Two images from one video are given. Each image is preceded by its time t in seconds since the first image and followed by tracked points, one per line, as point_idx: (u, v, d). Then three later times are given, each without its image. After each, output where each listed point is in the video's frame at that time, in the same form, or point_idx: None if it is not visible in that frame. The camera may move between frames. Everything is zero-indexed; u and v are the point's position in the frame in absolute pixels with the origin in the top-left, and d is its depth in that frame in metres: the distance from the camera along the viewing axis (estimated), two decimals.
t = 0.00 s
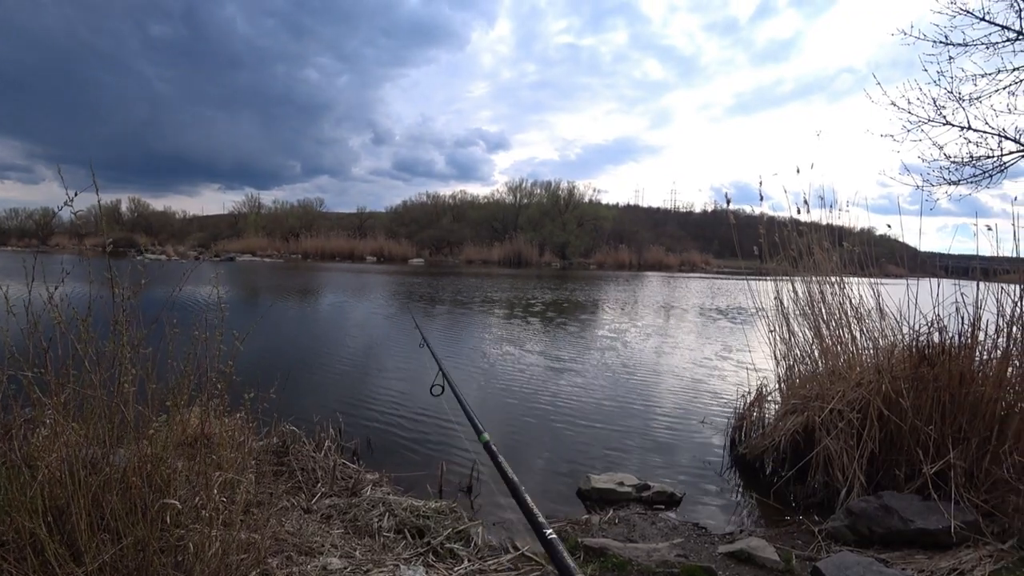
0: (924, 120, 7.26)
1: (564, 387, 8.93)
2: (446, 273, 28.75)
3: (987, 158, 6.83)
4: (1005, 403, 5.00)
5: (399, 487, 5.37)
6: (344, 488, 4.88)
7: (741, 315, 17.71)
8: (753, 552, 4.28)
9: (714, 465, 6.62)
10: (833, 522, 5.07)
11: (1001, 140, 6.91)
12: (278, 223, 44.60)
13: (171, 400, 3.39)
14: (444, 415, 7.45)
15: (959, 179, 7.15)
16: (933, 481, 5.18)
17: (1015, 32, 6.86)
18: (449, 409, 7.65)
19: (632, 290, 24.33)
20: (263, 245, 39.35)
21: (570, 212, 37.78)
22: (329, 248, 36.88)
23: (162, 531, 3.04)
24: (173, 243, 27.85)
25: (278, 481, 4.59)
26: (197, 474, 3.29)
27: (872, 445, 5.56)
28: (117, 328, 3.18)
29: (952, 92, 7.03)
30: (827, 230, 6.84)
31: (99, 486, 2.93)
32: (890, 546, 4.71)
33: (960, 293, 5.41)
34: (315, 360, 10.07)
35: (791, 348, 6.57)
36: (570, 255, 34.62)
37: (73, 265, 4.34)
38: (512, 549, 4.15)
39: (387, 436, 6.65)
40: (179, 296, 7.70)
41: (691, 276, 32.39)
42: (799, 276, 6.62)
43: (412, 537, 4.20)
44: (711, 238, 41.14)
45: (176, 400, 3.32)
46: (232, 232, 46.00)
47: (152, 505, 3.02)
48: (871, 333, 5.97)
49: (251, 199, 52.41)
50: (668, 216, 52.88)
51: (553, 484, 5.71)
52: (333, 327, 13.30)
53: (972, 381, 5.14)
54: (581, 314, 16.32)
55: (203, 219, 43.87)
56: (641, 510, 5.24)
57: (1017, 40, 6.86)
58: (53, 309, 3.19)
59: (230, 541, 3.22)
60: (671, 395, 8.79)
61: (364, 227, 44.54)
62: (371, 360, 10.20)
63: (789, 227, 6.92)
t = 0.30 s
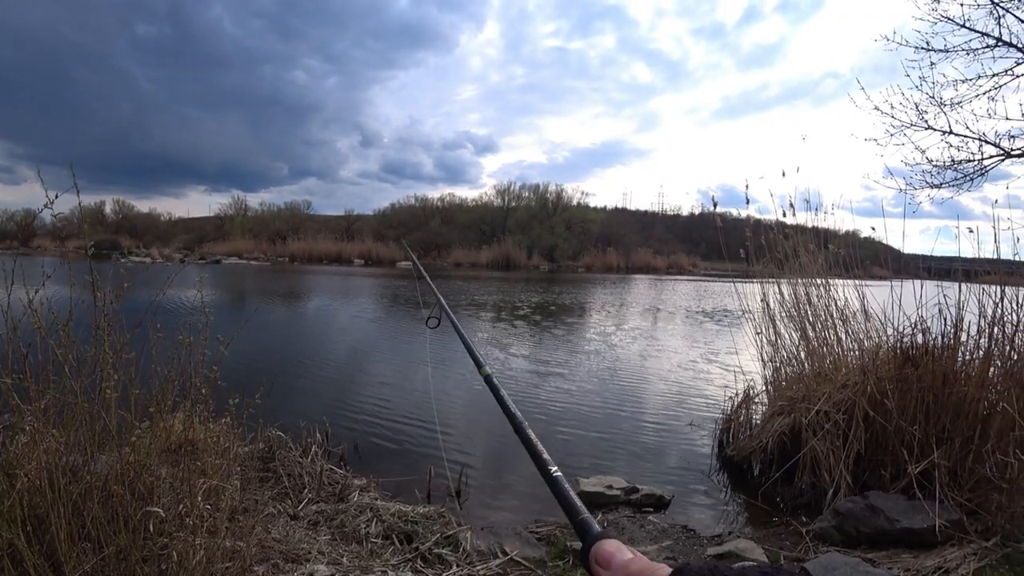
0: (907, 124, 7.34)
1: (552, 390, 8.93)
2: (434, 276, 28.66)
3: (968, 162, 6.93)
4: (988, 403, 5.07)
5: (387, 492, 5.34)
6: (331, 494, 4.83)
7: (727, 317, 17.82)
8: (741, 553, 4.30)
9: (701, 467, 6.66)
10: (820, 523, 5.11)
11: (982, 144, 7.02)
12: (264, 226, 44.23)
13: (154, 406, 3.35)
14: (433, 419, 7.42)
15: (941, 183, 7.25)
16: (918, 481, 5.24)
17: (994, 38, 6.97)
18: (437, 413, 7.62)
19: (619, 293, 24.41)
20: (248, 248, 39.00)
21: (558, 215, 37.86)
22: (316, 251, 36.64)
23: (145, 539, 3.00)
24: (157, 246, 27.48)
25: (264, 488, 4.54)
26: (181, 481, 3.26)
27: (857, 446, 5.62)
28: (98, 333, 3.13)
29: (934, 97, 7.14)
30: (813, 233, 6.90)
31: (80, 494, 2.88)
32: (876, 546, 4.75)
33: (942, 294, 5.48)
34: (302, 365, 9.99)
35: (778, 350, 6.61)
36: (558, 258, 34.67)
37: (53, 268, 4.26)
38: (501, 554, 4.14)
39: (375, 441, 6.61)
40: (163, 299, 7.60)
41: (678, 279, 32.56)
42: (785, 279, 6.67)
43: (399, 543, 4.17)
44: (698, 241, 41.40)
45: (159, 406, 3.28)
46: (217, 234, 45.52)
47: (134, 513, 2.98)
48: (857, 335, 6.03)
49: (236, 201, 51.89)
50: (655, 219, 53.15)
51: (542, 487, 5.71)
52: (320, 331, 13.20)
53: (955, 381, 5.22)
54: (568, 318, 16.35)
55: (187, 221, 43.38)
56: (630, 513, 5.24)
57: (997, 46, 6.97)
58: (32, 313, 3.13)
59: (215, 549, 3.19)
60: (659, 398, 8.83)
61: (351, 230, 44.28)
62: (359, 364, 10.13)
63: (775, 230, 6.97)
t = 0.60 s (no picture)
0: (886, 127, 7.47)
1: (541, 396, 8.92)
2: (421, 283, 28.57)
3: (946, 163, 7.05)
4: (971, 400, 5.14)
5: (375, 502, 5.29)
6: (318, 505, 4.78)
7: (712, 320, 17.94)
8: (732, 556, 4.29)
9: (691, 470, 6.68)
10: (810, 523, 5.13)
11: (960, 146, 7.15)
12: (250, 234, 43.86)
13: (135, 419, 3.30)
14: (422, 427, 7.38)
15: (920, 184, 7.36)
16: (905, 479, 5.30)
17: (970, 42, 7.11)
18: (426, 421, 7.59)
19: (606, 298, 24.45)
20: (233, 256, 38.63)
21: (545, 221, 37.94)
22: (302, 259, 36.38)
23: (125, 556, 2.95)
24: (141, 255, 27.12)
25: (249, 500, 4.47)
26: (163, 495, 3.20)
27: (845, 446, 5.66)
28: (77, 345, 3.07)
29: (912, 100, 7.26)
30: (796, 235, 6.97)
31: (59, 511, 2.83)
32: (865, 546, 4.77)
33: (924, 294, 5.57)
34: (288, 374, 9.89)
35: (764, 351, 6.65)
36: (545, 263, 34.72)
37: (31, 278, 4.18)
38: (491, 563, 4.11)
39: (363, 451, 6.55)
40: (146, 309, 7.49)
41: (664, 282, 32.74)
42: (771, 281, 6.72)
43: (388, 554, 4.12)
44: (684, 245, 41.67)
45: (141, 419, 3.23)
46: (201, 242, 45.05)
47: (116, 530, 2.93)
48: (842, 335, 6.10)
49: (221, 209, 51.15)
50: (641, 223, 53.45)
51: (533, 493, 5.70)
52: (307, 340, 13.08)
53: (939, 379, 5.29)
54: (556, 323, 16.37)
55: (170, 230, 42.88)
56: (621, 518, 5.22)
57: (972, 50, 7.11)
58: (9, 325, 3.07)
59: (198, 564, 3.13)
60: (647, 402, 8.85)
61: (337, 238, 44.04)
62: (346, 373, 10.06)
63: (759, 232, 7.02)
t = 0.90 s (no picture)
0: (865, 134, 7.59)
1: (528, 403, 8.90)
2: (407, 291, 28.45)
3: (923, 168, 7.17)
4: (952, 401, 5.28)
5: (360, 513, 5.23)
6: (302, 517, 4.71)
7: (696, 326, 18.07)
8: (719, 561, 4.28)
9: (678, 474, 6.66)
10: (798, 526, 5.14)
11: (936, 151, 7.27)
12: (233, 242, 43.42)
13: (112, 433, 3.29)
14: (407, 437, 7.31)
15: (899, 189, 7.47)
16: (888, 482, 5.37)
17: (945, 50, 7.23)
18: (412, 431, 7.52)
19: (592, 305, 24.43)
20: (216, 266, 38.22)
21: (531, 228, 38.02)
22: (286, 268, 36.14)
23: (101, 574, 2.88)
24: (121, 265, 26.72)
25: (230, 513, 4.40)
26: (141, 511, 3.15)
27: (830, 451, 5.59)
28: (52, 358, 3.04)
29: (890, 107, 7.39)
30: (779, 240, 7.03)
31: (33, 528, 2.75)
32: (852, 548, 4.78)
33: (904, 298, 5.69)
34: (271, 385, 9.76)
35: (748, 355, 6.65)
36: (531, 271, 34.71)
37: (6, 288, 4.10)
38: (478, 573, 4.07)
39: (348, 462, 6.49)
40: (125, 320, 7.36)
41: (650, 288, 32.93)
42: (755, 286, 6.77)
43: (373, 566, 4.07)
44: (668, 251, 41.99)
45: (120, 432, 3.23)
46: (183, 251, 44.50)
47: (92, 546, 2.88)
48: (825, 339, 6.16)
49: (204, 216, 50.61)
50: (626, 230, 53.75)
51: (520, 502, 5.68)
52: (290, 349, 12.92)
53: (920, 381, 5.39)
54: (542, 330, 16.38)
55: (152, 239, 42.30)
56: (608, 525, 5.19)
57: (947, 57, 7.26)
58: None
59: None
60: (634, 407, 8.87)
61: (322, 246, 43.76)
62: (331, 383, 9.94)
63: (743, 238, 7.07)
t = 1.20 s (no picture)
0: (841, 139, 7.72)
1: (512, 410, 8.86)
2: (390, 298, 28.30)
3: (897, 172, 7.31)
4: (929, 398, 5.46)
5: (342, 524, 5.16)
6: (284, 529, 4.65)
7: (678, 330, 18.22)
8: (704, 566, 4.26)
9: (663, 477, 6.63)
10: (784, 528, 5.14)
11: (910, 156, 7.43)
12: (213, 250, 42.83)
13: (86, 447, 3.22)
14: (390, 446, 7.24)
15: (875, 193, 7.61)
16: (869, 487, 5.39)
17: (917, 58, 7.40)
18: (395, 441, 7.45)
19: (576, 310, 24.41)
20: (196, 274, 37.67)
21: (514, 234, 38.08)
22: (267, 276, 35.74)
23: None
24: (97, 273, 26.19)
25: (210, 527, 4.32)
26: (116, 525, 3.08)
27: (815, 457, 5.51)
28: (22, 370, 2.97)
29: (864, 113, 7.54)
30: (758, 244, 7.07)
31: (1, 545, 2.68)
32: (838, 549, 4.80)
33: (881, 300, 5.89)
34: (251, 395, 9.61)
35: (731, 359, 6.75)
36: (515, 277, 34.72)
37: None
38: None
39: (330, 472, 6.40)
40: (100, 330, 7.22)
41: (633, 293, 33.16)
42: (736, 289, 6.80)
43: None
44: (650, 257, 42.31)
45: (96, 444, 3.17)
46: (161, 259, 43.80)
47: (63, 563, 2.80)
48: (805, 340, 6.34)
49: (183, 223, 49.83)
50: (609, 236, 54.09)
51: (504, 510, 5.64)
52: (271, 358, 12.75)
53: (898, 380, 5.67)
54: (526, 337, 16.38)
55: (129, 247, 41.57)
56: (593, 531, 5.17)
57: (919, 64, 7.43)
58: None
59: None
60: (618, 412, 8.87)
61: (304, 253, 43.38)
62: (313, 392, 9.84)
63: (723, 242, 7.10)
